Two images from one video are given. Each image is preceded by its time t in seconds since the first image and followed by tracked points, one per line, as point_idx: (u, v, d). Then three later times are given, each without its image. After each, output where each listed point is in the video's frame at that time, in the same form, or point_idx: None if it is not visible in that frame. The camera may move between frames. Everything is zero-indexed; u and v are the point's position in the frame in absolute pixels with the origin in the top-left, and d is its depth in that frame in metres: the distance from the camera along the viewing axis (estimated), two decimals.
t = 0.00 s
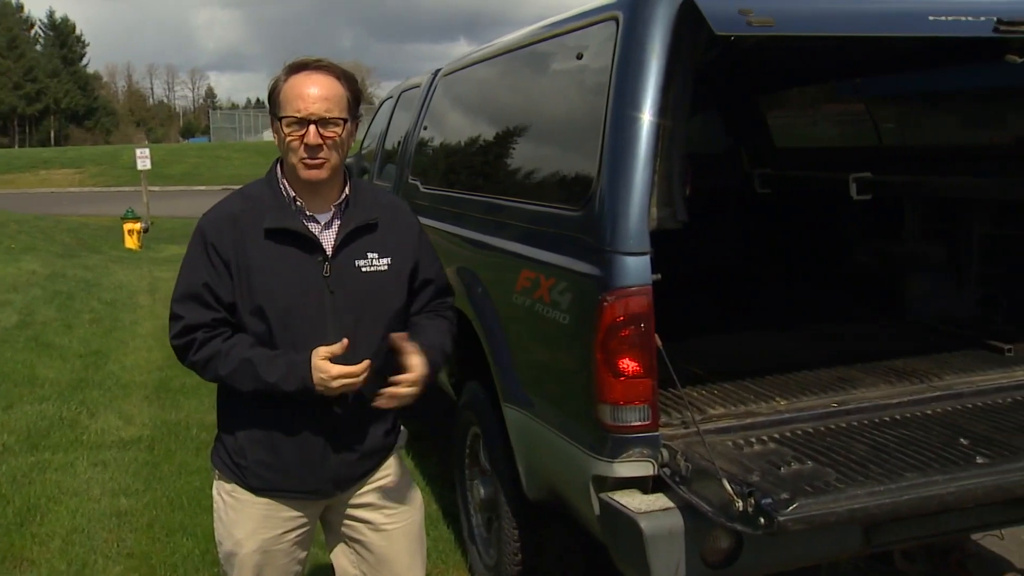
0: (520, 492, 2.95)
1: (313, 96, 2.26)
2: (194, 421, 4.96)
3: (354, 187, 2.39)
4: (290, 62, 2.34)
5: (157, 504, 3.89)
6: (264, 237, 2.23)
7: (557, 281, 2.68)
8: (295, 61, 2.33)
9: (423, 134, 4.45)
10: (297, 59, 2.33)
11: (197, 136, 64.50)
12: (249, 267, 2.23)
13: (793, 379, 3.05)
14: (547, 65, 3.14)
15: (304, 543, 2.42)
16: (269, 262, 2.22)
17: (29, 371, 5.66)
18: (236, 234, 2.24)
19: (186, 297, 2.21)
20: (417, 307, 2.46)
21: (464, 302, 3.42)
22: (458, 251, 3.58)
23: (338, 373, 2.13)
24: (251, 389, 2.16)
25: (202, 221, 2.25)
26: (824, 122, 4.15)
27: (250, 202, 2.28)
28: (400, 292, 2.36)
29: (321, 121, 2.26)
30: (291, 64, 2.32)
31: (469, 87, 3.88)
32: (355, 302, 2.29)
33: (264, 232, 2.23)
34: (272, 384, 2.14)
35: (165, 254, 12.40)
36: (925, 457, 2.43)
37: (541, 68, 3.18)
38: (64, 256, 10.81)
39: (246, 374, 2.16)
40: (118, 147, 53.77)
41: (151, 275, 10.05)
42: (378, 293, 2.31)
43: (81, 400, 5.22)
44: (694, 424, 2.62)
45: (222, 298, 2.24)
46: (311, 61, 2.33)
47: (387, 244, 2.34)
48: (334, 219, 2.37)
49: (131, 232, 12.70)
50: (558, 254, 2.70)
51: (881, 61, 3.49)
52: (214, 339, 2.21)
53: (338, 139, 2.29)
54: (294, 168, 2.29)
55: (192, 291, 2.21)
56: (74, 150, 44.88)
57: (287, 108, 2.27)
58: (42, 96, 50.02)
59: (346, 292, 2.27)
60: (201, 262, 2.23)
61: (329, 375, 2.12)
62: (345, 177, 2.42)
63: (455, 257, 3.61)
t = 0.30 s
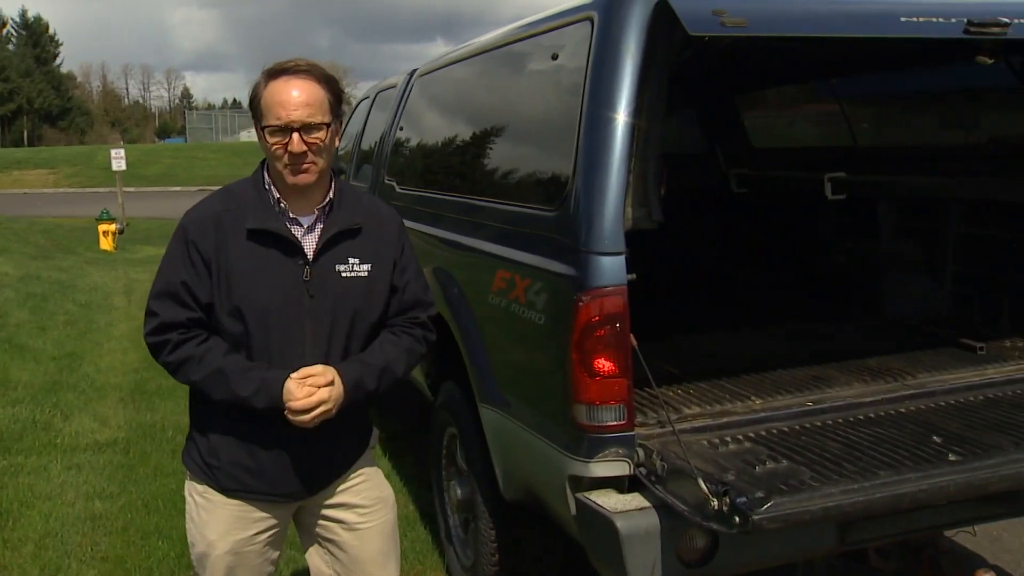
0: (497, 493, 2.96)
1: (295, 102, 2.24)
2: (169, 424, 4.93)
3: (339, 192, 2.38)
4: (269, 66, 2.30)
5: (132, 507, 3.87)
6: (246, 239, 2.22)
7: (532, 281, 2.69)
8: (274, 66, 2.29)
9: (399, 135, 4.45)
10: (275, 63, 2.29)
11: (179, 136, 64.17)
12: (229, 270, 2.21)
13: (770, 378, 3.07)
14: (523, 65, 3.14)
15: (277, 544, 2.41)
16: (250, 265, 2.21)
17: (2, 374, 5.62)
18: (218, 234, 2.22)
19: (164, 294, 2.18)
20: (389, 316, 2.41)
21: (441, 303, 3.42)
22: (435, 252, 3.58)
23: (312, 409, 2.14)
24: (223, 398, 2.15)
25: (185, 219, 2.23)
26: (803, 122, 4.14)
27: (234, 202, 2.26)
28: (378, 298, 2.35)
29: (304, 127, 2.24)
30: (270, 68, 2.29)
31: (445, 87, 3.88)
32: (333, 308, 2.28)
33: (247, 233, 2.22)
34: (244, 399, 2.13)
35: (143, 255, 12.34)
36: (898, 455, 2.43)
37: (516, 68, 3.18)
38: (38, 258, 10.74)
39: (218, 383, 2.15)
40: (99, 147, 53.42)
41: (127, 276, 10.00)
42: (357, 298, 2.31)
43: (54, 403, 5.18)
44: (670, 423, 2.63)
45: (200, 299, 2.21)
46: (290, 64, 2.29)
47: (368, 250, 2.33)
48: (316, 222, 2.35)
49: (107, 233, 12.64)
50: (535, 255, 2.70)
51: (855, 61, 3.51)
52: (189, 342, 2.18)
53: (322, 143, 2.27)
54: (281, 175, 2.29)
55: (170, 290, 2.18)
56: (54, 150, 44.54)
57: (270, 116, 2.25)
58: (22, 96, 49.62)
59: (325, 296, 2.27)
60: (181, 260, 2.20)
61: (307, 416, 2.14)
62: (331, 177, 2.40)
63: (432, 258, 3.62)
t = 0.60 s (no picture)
0: (487, 493, 2.97)
1: (284, 101, 2.23)
2: (158, 424, 4.92)
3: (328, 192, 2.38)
4: (259, 66, 2.30)
5: (121, 508, 3.86)
6: (234, 235, 2.22)
7: (521, 281, 2.69)
8: (264, 65, 2.29)
9: (389, 135, 4.45)
10: (266, 63, 2.29)
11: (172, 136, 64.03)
12: (216, 266, 2.21)
13: (759, 377, 3.08)
14: (512, 65, 3.15)
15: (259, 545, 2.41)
16: (237, 261, 2.20)
17: None
18: (206, 230, 2.22)
19: (150, 288, 2.17)
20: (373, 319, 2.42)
21: (430, 303, 3.42)
22: (424, 252, 3.58)
23: (301, 407, 2.16)
24: (207, 394, 2.14)
25: (173, 214, 2.23)
26: (793, 122, 4.14)
27: (223, 199, 2.26)
28: (364, 300, 2.35)
29: (293, 125, 2.23)
30: (260, 68, 2.29)
31: (435, 87, 3.89)
32: (319, 306, 2.28)
33: (235, 229, 2.22)
34: (230, 396, 2.13)
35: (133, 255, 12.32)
36: (887, 454, 2.44)
37: (506, 69, 3.18)
38: (27, 259, 10.71)
39: (203, 378, 2.14)
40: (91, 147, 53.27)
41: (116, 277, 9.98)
42: (343, 298, 2.31)
43: (43, 405, 5.16)
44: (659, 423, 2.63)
45: (186, 294, 2.20)
46: (280, 64, 2.29)
47: (355, 250, 2.33)
48: (305, 221, 2.35)
49: (97, 233, 12.61)
50: (524, 254, 2.70)
51: (843, 60, 3.52)
52: (174, 336, 2.17)
53: (311, 141, 2.27)
54: (269, 172, 2.28)
55: (156, 283, 2.17)
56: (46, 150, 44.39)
57: (259, 113, 2.25)
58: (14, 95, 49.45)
59: (311, 295, 2.26)
60: (168, 254, 2.19)
61: (294, 414, 2.16)
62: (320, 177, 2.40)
63: (422, 258, 3.62)
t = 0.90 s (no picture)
0: (486, 493, 2.97)
1: (278, 97, 2.24)
2: (158, 424, 4.92)
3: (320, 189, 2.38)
4: (253, 65, 2.31)
5: (120, 508, 3.86)
6: (227, 232, 2.22)
7: (521, 281, 2.69)
8: (259, 65, 2.30)
9: (388, 135, 4.45)
10: (260, 63, 2.30)
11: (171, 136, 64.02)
12: (210, 261, 2.21)
13: (758, 377, 3.08)
14: (512, 65, 3.15)
15: (255, 544, 2.41)
16: (231, 257, 2.21)
17: None
18: (199, 226, 2.22)
19: (144, 284, 2.17)
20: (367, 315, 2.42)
21: (429, 302, 3.42)
22: (424, 252, 3.58)
23: (296, 397, 2.16)
24: (201, 389, 2.14)
25: (167, 212, 2.23)
26: (793, 122, 4.14)
27: (216, 197, 2.27)
28: (357, 296, 2.35)
29: (287, 121, 2.24)
30: (254, 67, 2.30)
31: (434, 87, 3.89)
32: (313, 301, 2.27)
33: (228, 225, 2.22)
34: (224, 389, 2.13)
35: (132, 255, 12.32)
36: (886, 454, 2.44)
37: (506, 69, 3.18)
38: (26, 259, 10.71)
39: (198, 373, 2.14)
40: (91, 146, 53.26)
41: (116, 276, 9.98)
42: (337, 294, 2.31)
43: (42, 404, 5.16)
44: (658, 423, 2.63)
45: (179, 289, 2.20)
46: (275, 63, 2.30)
47: (348, 246, 2.33)
48: (298, 217, 2.34)
49: (97, 233, 12.60)
50: (523, 255, 2.70)
51: (843, 59, 3.52)
52: (168, 332, 2.17)
53: (304, 138, 2.27)
54: (261, 168, 2.27)
55: (150, 279, 2.17)
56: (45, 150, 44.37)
57: (253, 110, 2.25)
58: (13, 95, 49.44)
59: (305, 290, 2.26)
60: (162, 250, 2.19)
61: (290, 405, 2.16)
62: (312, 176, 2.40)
63: (421, 258, 3.62)
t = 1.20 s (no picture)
0: (486, 493, 2.97)
1: (275, 94, 2.24)
2: (158, 424, 4.92)
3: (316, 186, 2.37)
4: (248, 64, 2.30)
5: (120, 508, 3.86)
6: (225, 230, 2.22)
7: (521, 281, 2.69)
8: (253, 64, 2.28)
9: (388, 134, 4.46)
10: (254, 61, 2.29)
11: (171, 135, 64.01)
12: (208, 260, 2.20)
13: (758, 377, 3.07)
14: (512, 65, 3.15)
15: (257, 544, 2.41)
16: (229, 255, 2.20)
17: None
18: (198, 225, 2.22)
19: (143, 284, 2.17)
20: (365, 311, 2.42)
21: (429, 302, 3.42)
22: (424, 252, 3.59)
23: (296, 390, 2.16)
24: (202, 386, 2.14)
25: (165, 212, 2.23)
26: (793, 122, 4.14)
27: (213, 196, 2.27)
28: (355, 293, 2.35)
29: (284, 117, 2.24)
30: (248, 65, 2.29)
31: (434, 87, 3.89)
32: (311, 298, 2.27)
33: (226, 224, 2.22)
34: (224, 385, 2.13)
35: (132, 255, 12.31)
36: (886, 454, 2.44)
37: (506, 69, 3.19)
38: (27, 259, 10.70)
39: (198, 371, 2.14)
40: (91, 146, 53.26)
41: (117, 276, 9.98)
42: (335, 291, 2.31)
43: (43, 404, 5.16)
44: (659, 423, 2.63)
45: (178, 289, 2.20)
46: (269, 62, 2.29)
47: (345, 243, 2.33)
48: (295, 215, 2.35)
49: (97, 233, 12.58)
50: (524, 255, 2.70)
51: (844, 58, 3.52)
52: (167, 331, 2.17)
53: (301, 133, 2.28)
54: (259, 165, 2.28)
55: (149, 279, 2.16)
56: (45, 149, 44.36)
57: (249, 107, 2.25)
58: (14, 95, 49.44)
59: (303, 287, 2.26)
60: (160, 250, 2.19)
61: (291, 398, 2.16)
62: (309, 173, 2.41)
63: (422, 258, 3.62)
